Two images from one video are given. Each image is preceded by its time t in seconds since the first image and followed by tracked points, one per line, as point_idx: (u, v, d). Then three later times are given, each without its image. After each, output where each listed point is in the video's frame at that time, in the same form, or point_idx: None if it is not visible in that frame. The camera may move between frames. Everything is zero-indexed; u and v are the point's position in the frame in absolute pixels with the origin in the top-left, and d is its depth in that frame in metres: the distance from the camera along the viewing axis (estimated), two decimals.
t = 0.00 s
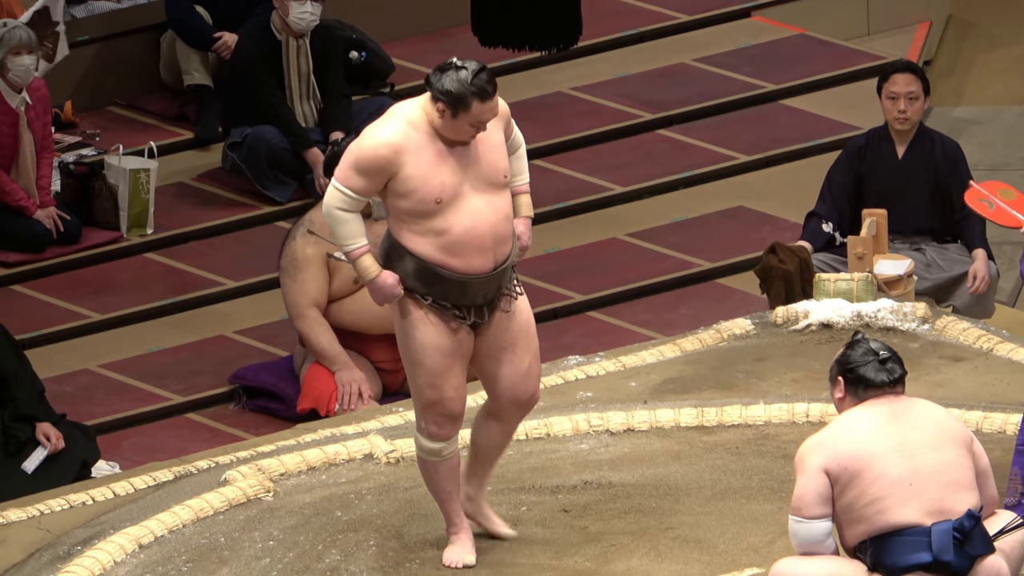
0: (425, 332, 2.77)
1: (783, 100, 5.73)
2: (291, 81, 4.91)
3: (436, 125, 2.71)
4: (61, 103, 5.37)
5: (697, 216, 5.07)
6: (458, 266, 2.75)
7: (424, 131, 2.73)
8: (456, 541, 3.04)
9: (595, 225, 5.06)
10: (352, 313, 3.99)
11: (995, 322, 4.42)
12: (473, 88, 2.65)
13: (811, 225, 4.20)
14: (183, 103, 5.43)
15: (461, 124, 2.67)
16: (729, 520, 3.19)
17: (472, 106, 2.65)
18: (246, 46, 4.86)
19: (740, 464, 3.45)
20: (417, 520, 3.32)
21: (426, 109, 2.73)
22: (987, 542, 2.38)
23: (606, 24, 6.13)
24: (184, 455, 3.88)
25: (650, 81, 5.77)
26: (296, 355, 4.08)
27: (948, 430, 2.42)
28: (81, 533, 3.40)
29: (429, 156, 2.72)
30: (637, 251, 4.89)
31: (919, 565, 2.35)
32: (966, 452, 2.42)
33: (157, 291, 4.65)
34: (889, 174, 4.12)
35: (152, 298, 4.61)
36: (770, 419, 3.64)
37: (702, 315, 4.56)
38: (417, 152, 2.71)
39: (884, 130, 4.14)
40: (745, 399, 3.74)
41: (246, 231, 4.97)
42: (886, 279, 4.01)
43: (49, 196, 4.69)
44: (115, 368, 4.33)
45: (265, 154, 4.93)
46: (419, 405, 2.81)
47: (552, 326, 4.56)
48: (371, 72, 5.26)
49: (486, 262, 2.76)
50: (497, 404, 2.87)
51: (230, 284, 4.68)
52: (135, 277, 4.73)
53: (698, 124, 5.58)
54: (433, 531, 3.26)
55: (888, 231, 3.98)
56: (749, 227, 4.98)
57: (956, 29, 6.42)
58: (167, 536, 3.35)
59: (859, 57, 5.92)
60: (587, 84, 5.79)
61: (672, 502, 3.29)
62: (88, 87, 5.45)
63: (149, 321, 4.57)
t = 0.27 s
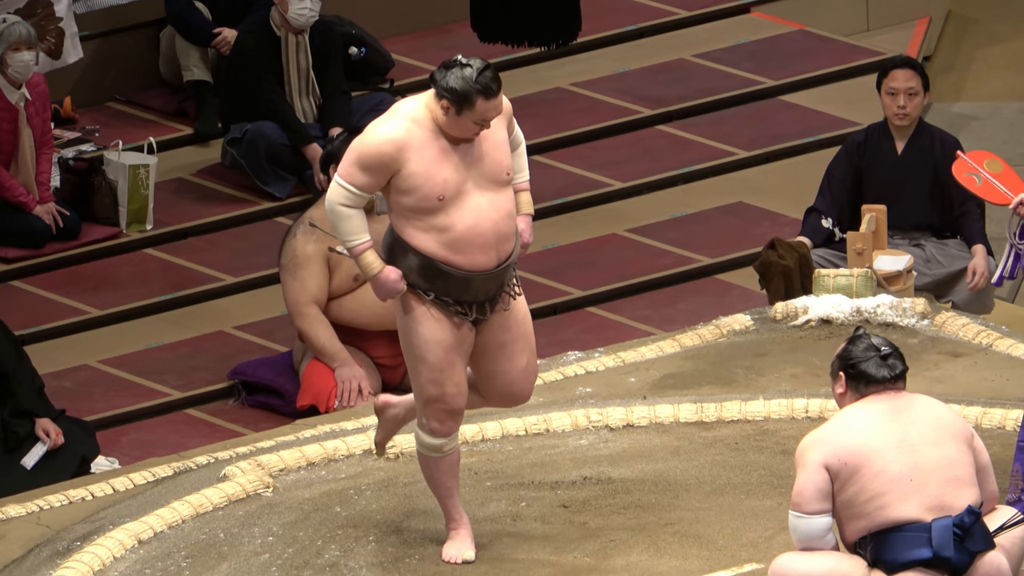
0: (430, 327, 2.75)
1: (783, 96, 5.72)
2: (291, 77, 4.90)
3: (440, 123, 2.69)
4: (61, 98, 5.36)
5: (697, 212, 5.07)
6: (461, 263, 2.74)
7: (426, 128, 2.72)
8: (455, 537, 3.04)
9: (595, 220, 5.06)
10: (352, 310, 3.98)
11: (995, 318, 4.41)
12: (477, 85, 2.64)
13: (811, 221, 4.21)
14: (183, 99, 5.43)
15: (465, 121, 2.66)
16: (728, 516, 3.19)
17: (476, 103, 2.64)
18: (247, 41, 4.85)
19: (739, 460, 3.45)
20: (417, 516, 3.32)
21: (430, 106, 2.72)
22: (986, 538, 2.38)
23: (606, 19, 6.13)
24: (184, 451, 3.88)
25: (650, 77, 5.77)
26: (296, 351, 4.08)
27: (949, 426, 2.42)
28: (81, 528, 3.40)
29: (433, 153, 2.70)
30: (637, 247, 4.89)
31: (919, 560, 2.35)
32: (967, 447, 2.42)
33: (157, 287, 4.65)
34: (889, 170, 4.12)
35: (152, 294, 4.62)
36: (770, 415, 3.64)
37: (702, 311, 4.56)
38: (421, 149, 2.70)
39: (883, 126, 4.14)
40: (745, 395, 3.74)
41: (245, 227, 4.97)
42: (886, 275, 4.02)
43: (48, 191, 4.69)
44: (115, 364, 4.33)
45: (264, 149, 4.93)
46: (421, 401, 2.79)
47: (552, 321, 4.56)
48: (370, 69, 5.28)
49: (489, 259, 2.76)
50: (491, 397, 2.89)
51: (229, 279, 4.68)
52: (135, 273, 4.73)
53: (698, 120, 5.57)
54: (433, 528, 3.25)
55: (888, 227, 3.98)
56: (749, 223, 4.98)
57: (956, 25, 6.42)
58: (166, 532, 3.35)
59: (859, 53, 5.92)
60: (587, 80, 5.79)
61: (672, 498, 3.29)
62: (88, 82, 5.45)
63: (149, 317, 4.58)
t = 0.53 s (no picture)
0: (435, 319, 2.79)
1: (781, 90, 5.73)
2: (288, 70, 4.92)
3: (450, 114, 2.74)
4: (59, 92, 5.36)
5: (695, 206, 5.08)
6: (471, 255, 2.78)
7: (436, 120, 2.76)
8: (453, 531, 3.05)
9: (593, 215, 5.06)
10: (350, 303, 3.99)
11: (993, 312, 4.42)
12: (488, 75, 2.70)
13: (809, 214, 4.21)
14: (181, 93, 5.43)
15: (475, 110, 2.71)
16: (726, 510, 3.19)
17: (487, 93, 2.69)
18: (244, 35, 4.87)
19: (736, 454, 3.45)
20: (414, 510, 3.32)
21: (440, 98, 2.76)
22: (989, 531, 2.37)
23: (604, 13, 6.13)
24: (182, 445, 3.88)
25: (647, 71, 5.77)
26: (294, 344, 4.07)
27: (952, 420, 2.41)
28: (79, 522, 3.40)
29: (444, 146, 2.75)
30: (635, 241, 4.89)
31: (921, 554, 2.36)
32: (968, 440, 2.42)
33: (155, 281, 4.65)
34: (887, 163, 4.12)
35: (149, 288, 4.62)
36: (767, 409, 3.64)
37: (700, 305, 4.56)
38: (432, 141, 2.74)
39: (880, 119, 4.14)
40: (742, 389, 3.74)
41: (242, 221, 4.97)
42: (883, 268, 4.03)
43: (46, 186, 4.69)
44: (113, 358, 4.33)
45: (262, 144, 4.93)
46: (424, 392, 2.83)
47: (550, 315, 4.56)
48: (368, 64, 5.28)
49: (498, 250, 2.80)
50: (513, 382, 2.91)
51: (227, 274, 4.68)
52: (133, 267, 4.73)
53: (696, 114, 5.58)
54: (431, 522, 3.25)
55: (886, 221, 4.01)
56: (746, 217, 4.98)
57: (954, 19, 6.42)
58: (164, 526, 3.35)
59: (857, 47, 5.92)
60: (585, 74, 5.79)
61: (669, 491, 3.29)
62: (86, 76, 5.45)
63: (147, 311, 4.58)
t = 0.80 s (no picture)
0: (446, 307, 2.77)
1: (780, 83, 5.72)
2: (287, 64, 4.92)
3: (471, 104, 2.71)
4: (57, 86, 5.36)
5: (693, 200, 5.08)
6: (489, 246, 2.76)
7: (456, 110, 2.72)
8: (452, 524, 3.05)
9: (591, 208, 5.06)
10: (348, 296, 3.99)
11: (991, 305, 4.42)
12: (508, 63, 2.67)
13: (807, 208, 4.21)
14: (179, 86, 5.43)
15: (492, 99, 2.68)
16: (724, 503, 3.19)
17: (505, 81, 2.67)
18: (242, 29, 4.85)
19: (735, 448, 3.44)
20: (413, 504, 3.31)
21: (461, 88, 2.73)
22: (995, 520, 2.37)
23: (602, 7, 6.12)
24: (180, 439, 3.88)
25: (646, 64, 5.77)
26: (291, 338, 4.07)
27: (957, 410, 2.41)
28: (77, 516, 3.40)
29: (464, 135, 2.72)
30: (633, 235, 4.89)
31: (929, 542, 2.35)
32: (972, 430, 2.42)
33: (153, 275, 4.65)
34: (885, 156, 4.12)
35: (147, 282, 4.61)
36: (766, 402, 3.64)
37: (698, 299, 4.56)
38: (452, 131, 2.71)
39: (879, 112, 4.14)
40: (741, 382, 3.74)
41: (239, 214, 4.97)
42: (881, 262, 4.04)
43: (44, 180, 4.69)
44: (112, 352, 4.33)
45: (260, 136, 4.92)
46: (433, 382, 2.80)
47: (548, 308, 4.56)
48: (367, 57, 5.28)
49: (515, 240, 2.79)
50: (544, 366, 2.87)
51: (226, 268, 4.68)
52: (131, 261, 4.73)
53: (694, 108, 5.57)
54: (429, 515, 3.25)
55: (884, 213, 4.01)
56: (745, 210, 4.98)
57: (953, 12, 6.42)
58: (162, 519, 3.35)
59: (855, 40, 5.92)
60: (584, 67, 5.79)
61: (668, 485, 3.29)
62: (84, 70, 5.45)
63: (145, 305, 4.58)
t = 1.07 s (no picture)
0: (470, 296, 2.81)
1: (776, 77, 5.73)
2: (284, 58, 4.91)
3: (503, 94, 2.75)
4: (53, 80, 5.36)
5: (690, 194, 5.08)
6: (514, 237, 2.80)
7: (489, 100, 2.77)
8: (449, 517, 3.05)
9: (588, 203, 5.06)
10: (345, 290, 3.99)
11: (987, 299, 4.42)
12: (537, 55, 2.69)
13: (803, 202, 4.21)
14: (176, 80, 5.43)
15: (519, 89, 2.71)
16: (721, 498, 3.19)
17: (531, 71, 2.69)
18: (238, 23, 4.85)
19: (731, 442, 3.45)
20: (409, 498, 3.31)
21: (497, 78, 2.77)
22: (984, 516, 2.36)
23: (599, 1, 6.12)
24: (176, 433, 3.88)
25: (643, 58, 5.78)
26: (288, 332, 4.07)
27: (949, 407, 2.41)
28: (73, 510, 3.40)
29: (495, 125, 2.77)
30: (630, 229, 4.90)
31: (918, 539, 2.35)
32: (964, 427, 2.42)
33: (149, 269, 4.65)
34: (881, 150, 4.12)
35: (144, 276, 4.62)
36: (762, 396, 3.64)
37: (695, 293, 4.56)
38: (483, 120, 2.76)
39: (875, 107, 4.14)
40: (737, 376, 3.74)
41: (236, 208, 4.97)
42: (878, 255, 4.04)
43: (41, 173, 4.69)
44: (108, 346, 4.33)
45: (256, 131, 4.93)
46: (450, 370, 2.83)
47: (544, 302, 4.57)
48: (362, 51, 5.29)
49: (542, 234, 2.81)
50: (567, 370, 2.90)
51: (222, 262, 4.68)
52: (128, 255, 4.73)
53: (691, 102, 5.58)
54: (425, 510, 3.24)
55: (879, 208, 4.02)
56: (741, 204, 4.98)
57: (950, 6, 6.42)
58: (159, 513, 3.35)
59: (851, 34, 5.92)
60: (580, 61, 5.79)
61: (665, 479, 3.29)
62: (80, 63, 5.45)
63: (142, 299, 4.58)
